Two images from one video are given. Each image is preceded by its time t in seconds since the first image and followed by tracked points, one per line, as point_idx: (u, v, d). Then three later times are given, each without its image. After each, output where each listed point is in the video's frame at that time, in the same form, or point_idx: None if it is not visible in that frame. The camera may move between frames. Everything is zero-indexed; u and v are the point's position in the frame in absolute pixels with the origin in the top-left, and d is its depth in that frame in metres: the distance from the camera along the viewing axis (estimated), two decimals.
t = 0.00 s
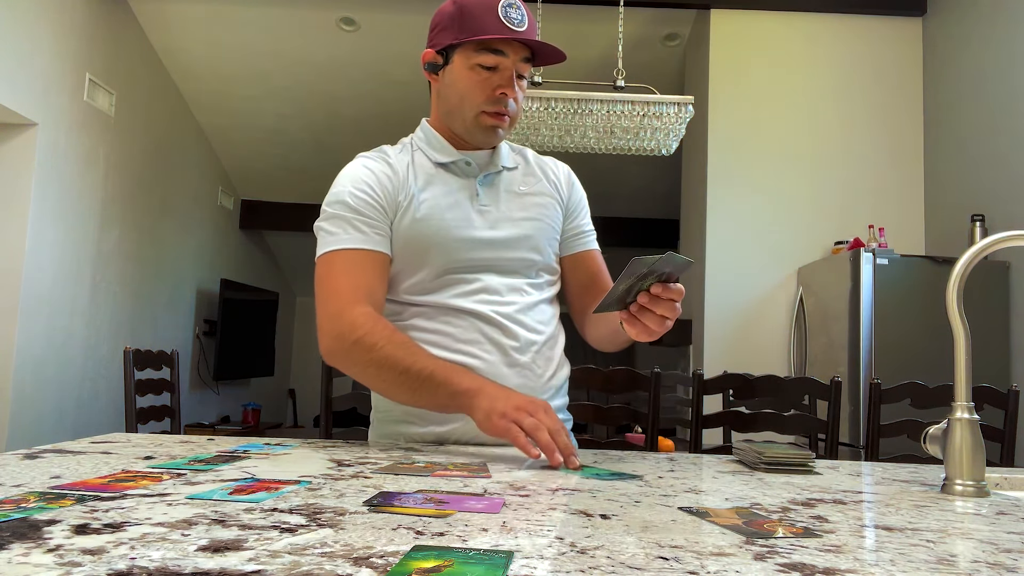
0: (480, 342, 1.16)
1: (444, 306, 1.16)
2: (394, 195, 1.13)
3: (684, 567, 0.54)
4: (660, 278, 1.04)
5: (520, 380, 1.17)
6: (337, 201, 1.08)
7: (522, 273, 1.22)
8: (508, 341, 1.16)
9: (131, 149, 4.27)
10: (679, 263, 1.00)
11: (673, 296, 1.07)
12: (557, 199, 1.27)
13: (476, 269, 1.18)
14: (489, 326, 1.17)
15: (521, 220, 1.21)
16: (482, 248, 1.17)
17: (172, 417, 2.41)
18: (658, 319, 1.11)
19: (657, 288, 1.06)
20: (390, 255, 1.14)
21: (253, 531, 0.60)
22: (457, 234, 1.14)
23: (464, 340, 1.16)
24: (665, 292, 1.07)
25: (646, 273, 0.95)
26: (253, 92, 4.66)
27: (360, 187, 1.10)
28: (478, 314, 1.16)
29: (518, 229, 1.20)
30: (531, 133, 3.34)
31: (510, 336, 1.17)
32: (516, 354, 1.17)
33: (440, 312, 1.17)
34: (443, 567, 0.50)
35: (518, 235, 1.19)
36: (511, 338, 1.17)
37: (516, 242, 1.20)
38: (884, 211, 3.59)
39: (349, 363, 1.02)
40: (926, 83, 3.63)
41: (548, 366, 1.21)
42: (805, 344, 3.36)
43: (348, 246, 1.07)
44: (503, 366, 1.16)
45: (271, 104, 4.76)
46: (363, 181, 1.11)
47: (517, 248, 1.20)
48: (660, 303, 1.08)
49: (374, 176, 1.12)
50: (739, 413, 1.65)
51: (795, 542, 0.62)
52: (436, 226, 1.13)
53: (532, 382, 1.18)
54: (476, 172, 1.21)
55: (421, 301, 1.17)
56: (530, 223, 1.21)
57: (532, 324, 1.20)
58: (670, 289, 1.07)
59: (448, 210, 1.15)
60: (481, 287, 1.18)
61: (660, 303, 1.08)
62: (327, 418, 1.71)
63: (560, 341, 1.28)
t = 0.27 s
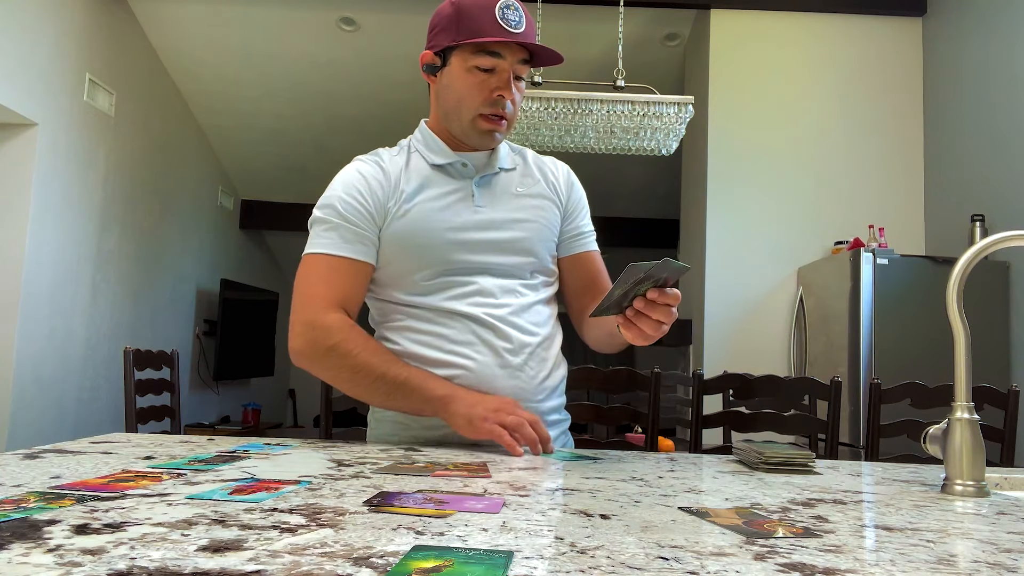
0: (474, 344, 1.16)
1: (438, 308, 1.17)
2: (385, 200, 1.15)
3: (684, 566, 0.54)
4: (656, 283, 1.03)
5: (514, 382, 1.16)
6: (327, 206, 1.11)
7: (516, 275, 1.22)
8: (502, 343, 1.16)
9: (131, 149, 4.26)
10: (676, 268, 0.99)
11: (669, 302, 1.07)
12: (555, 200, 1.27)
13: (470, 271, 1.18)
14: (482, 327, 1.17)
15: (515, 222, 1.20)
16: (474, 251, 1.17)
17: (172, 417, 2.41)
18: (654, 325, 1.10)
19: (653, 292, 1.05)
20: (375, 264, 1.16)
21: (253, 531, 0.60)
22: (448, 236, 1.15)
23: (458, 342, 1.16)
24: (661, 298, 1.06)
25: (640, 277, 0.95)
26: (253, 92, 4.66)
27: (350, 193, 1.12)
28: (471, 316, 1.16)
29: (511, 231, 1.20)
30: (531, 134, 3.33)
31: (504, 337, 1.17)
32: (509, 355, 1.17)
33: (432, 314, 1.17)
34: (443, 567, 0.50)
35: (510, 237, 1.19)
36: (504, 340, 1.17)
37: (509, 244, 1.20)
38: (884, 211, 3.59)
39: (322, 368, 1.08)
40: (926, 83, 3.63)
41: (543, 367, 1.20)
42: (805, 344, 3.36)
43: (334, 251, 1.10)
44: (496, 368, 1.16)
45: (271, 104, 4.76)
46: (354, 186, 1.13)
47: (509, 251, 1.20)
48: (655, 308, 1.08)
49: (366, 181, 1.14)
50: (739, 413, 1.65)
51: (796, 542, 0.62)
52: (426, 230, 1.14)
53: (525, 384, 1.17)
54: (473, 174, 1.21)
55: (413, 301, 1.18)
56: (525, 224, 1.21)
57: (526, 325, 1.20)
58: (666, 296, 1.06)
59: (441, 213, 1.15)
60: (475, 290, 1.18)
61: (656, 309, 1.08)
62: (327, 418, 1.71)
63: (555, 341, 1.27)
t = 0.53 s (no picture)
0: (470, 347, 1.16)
1: (433, 312, 1.17)
2: (383, 202, 1.15)
3: (684, 566, 0.54)
4: (644, 295, 1.03)
5: (507, 387, 1.16)
6: (325, 207, 1.12)
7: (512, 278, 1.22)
8: (497, 348, 1.16)
9: (131, 148, 4.26)
10: (664, 280, 1.00)
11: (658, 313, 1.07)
12: (556, 201, 1.25)
13: (465, 275, 1.18)
14: (476, 332, 1.17)
15: (513, 225, 1.20)
16: (469, 255, 1.17)
17: (172, 417, 2.41)
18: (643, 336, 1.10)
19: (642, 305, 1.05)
20: (373, 267, 1.17)
21: (253, 530, 0.60)
22: (442, 242, 1.15)
23: (453, 346, 1.16)
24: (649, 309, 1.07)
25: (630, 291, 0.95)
26: (252, 92, 4.66)
27: (350, 197, 1.13)
28: (465, 320, 1.16)
29: (508, 235, 1.20)
30: (531, 133, 3.33)
31: (497, 343, 1.16)
32: (502, 361, 1.16)
33: (428, 317, 1.18)
34: (443, 567, 0.50)
35: (507, 241, 1.19)
36: (498, 345, 1.16)
37: (505, 248, 1.19)
38: (883, 210, 3.59)
39: (313, 367, 1.09)
40: (926, 83, 3.63)
41: (539, 372, 1.19)
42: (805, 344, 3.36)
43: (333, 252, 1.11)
44: (489, 373, 1.16)
45: (271, 104, 4.77)
46: (352, 189, 1.14)
47: (506, 254, 1.20)
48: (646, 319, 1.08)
49: (364, 183, 1.15)
50: (739, 412, 1.65)
51: (795, 542, 0.62)
52: (420, 235, 1.15)
53: (518, 390, 1.17)
54: (473, 176, 1.21)
55: (409, 305, 1.18)
56: (524, 227, 1.21)
57: (521, 331, 1.19)
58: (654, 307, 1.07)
59: (437, 216, 1.16)
60: (469, 294, 1.18)
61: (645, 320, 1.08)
62: (327, 418, 1.71)
63: (553, 344, 1.26)
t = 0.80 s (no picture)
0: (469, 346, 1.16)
1: (431, 311, 1.17)
2: (380, 206, 1.17)
3: (684, 566, 0.54)
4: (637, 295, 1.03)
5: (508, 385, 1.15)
6: (323, 211, 1.14)
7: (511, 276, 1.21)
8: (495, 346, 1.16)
9: (131, 148, 4.27)
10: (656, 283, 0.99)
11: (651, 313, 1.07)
12: (554, 200, 1.25)
13: (463, 274, 1.18)
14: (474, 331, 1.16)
15: (510, 224, 1.20)
16: (466, 253, 1.17)
17: (172, 417, 2.41)
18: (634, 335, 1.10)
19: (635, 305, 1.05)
20: (374, 269, 1.18)
21: (253, 530, 0.60)
22: (438, 240, 1.16)
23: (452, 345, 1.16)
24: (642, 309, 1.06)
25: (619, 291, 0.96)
26: (252, 92, 4.66)
27: (347, 198, 1.15)
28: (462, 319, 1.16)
29: (505, 233, 1.20)
30: (531, 133, 3.33)
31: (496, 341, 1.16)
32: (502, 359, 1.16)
33: (426, 316, 1.17)
34: (443, 567, 0.50)
35: (504, 238, 1.19)
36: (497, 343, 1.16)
37: (502, 247, 1.19)
38: (884, 211, 3.59)
39: (312, 365, 1.05)
40: (926, 83, 3.63)
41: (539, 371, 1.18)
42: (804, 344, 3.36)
43: (332, 255, 1.12)
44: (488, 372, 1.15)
45: (271, 104, 4.77)
46: (350, 192, 1.15)
47: (504, 253, 1.20)
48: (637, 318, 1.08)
49: (361, 186, 1.17)
50: (739, 412, 1.65)
51: (795, 542, 0.62)
52: (417, 236, 1.16)
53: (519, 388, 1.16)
54: (470, 177, 1.21)
55: (408, 306, 1.18)
56: (521, 226, 1.21)
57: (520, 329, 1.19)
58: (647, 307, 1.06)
59: (434, 217, 1.16)
60: (467, 293, 1.17)
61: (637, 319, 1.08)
62: (327, 418, 1.71)
63: (554, 343, 1.25)
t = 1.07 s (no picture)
0: (467, 344, 1.16)
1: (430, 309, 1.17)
2: (379, 204, 1.17)
3: (684, 567, 0.54)
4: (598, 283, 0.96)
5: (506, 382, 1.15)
6: (323, 209, 1.14)
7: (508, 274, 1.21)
8: (493, 344, 1.16)
9: (131, 148, 4.27)
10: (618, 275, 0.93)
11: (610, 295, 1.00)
12: (548, 200, 1.25)
13: (461, 272, 1.18)
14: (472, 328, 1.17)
15: (506, 223, 1.20)
16: (464, 251, 1.17)
17: (172, 417, 2.41)
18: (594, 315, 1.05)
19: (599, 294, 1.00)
20: (377, 263, 1.17)
21: (252, 531, 0.60)
22: (436, 238, 1.15)
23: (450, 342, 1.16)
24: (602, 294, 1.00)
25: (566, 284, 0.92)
26: (252, 92, 4.66)
27: (346, 196, 1.15)
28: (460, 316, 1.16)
29: (502, 231, 1.20)
30: (532, 134, 3.33)
31: (494, 338, 1.17)
32: (499, 355, 1.16)
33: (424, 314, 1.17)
34: (443, 567, 0.50)
35: (501, 236, 1.19)
36: (495, 340, 1.17)
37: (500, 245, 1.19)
38: (884, 211, 3.59)
39: (338, 350, 1.05)
40: (926, 83, 3.63)
41: (536, 368, 1.19)
42: (804, 344, 3.36)
43: (336, 249, 1.12)
44: (487, 369, 1.15)
45: (271, 104, 4.76)
46: (348, 191, 1.16)
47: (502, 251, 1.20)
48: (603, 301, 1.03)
49: (360, 185, 1.17)
50: (739, 412, 1.65)
51: (795, 542, 0.62)
52: (415, 233, 1.15)
53: (517, 385, 1.16)
54: (466, 177, 1.21)
55: (406, 304, 1.18)
56: (517, 225, 1.21)
57: (517, 326, 1.20)
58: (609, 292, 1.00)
59: (432, 215, 1.16)
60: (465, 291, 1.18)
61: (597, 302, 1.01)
62: (327, 418, 1.71)
63: (551, 343, 1.25)
